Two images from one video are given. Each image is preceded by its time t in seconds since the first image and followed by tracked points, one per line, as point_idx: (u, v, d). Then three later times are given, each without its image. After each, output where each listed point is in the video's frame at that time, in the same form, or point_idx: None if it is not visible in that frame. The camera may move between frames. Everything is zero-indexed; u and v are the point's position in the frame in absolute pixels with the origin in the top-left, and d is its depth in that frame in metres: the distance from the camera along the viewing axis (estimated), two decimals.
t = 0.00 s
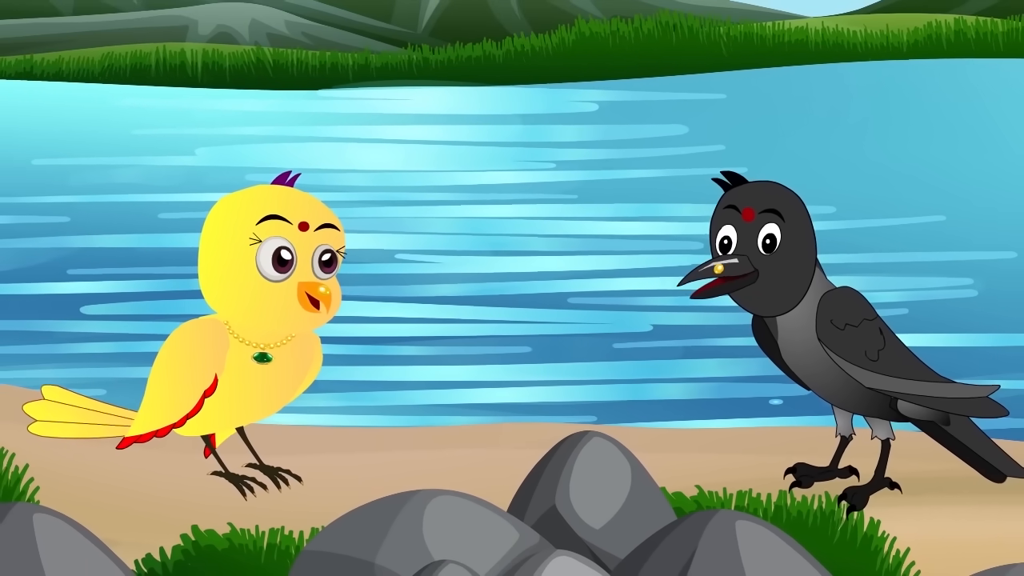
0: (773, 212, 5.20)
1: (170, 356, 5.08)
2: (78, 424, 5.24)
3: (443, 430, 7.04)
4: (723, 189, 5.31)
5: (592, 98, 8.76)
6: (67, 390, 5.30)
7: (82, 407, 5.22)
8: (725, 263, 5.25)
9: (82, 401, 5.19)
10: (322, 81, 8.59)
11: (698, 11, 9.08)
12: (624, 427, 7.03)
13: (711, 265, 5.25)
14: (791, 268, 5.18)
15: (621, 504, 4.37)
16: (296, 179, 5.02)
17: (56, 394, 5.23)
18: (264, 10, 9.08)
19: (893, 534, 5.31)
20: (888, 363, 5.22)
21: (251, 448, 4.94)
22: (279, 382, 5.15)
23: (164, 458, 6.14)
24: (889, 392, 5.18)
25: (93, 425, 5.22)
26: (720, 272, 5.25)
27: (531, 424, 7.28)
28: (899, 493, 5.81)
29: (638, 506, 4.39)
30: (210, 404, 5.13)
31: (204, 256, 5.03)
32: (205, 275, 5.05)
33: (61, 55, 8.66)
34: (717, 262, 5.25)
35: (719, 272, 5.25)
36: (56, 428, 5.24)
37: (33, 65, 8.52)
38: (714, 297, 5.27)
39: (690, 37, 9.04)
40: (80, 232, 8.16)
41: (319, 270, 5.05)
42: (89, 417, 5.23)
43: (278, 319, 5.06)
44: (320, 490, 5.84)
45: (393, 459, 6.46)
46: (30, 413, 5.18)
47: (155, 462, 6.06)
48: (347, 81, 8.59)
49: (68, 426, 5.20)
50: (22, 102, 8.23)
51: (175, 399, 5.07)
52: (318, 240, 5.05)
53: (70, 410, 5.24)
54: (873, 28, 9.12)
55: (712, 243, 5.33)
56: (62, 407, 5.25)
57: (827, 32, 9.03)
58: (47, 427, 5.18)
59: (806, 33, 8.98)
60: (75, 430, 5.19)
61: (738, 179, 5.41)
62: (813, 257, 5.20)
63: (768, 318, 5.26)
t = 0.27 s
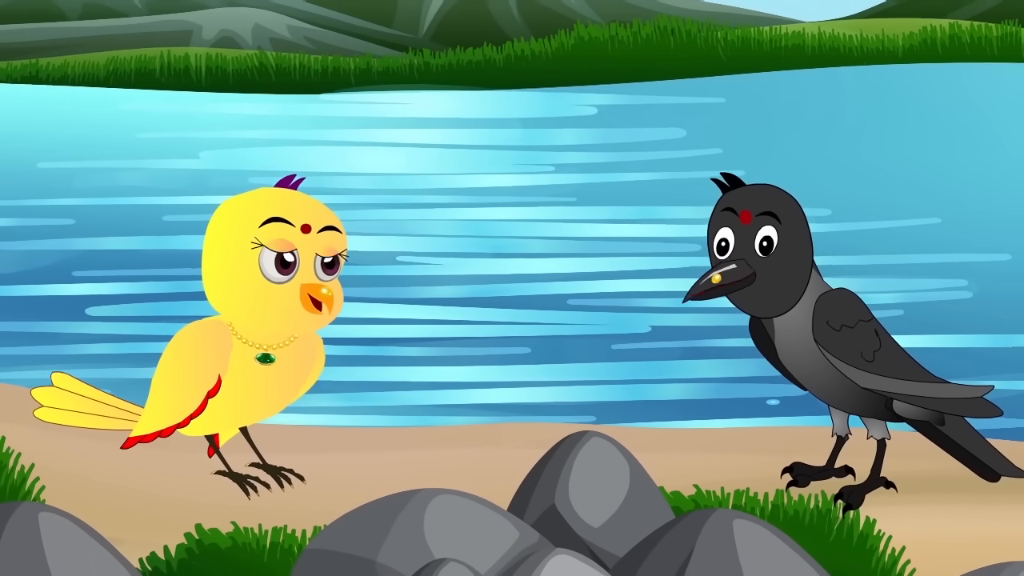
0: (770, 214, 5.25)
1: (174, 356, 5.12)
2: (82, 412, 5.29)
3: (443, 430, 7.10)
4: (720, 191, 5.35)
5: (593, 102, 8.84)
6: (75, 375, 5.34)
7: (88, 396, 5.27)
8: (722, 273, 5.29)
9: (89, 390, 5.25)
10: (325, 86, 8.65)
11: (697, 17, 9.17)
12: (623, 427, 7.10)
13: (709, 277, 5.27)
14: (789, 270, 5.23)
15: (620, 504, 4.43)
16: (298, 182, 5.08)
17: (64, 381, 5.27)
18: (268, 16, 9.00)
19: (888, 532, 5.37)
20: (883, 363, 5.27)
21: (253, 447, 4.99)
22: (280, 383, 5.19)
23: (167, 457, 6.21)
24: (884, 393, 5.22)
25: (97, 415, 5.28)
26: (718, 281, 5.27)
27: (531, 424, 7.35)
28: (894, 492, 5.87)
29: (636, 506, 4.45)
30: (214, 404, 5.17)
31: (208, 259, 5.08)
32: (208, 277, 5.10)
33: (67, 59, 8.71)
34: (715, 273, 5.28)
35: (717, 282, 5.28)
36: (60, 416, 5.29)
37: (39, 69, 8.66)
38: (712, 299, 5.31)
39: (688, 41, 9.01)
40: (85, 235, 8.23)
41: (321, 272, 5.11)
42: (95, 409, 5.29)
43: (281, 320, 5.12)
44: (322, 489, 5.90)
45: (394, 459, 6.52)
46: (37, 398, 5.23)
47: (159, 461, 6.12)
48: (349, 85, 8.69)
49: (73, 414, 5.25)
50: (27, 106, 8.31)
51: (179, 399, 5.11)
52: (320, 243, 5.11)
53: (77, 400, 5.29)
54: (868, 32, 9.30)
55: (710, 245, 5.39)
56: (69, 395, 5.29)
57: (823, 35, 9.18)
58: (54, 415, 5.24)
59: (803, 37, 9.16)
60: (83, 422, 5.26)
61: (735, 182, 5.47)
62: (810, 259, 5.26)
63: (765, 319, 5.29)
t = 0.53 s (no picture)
0: (767, 217, 5.32)
1: (179, 357, 5.16)
2: (93, 404, 5.35)
3: (444, 430, 7.17)
4: (718, 194, 5.40)
5: (591, 105, 9.04)
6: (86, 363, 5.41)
7: (98, 388, 5.34)
8: (719, 269, 5.34)
9: (100, 381, 5.32)
10: (326, 89, 8.69)
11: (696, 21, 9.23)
12: (622, 427, 7.17)
13: (708, 269, 5.33)
14: (785, 272, 5.29)
15: (618, 503, 4.49)
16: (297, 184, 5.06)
17: (74, 370, 5.33)
18: (269, 19, 9.27)
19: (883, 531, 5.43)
20: (879, 364, 5.32)
21: (256, 447, 5.05)
22: (283, 384, 5.25)
23: (171, 456, 6.27)
24: (879, 394, 5.28)
25: (106, 408, 5.34)
26: (716, 277, 5.33)
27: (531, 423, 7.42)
28: (890, 492, 5.93)
29: (634, 505, 4.52)
30: (218, 404, 5.24)
31: (211, 261, 5.10)
32: (212, 279, 5.13)
33: (72, 63, 8.92)
34: (713, 267, 5.33)
35: (714, 278, 5.33)
36: (71, 406, 5.35)
37: (44, 74, 8.66)
38: (709, 300, 5.37)
39: (687, 46, 9.01)
40: (90, 237, 8.30)
41: (324, 274, 5.12)
42: (101, 400, 5.35)
43: (284, 321, 5.16)
44: (324, 489, 5.96)
45: (395, 458, 6.58)
46: (46, 383, 5.32)
47: (163, 460, 6.18)
48: (351, 88, 8.70)
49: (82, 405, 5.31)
50: (32, 109, 8.38)
51: (184, 399, 5.17)
52: (322, 245, 5.11)
53: (84, 389, 5.36)
54: (864, 37, 9.49)
55: (707, 246, 5.44)
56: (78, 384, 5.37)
57: (820, 40, 9.22)
58: (59, 401, 5.32)
59: (800, 42, 9.17)
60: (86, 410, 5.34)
61: (732, 184, 5.53)
62: (806, 260, 5.31)
63: (762, 319, 5.35)
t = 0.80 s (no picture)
0: (764, 219, 5.36)
1: (182, 358, 5.20)
2: (97, 405, 5.40)
3: (445, 430, 7.24)
4: (716, 197, 5.46)
5: (590, 109, 9.12)
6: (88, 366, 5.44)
7: (101, 389, 5.40)
8: (717, 270, 5.39)
9: (103, 381, 5.37)
10: (329, 92, 8.78)
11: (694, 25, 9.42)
12: (621, 427, 7.23)
13: (705, 270, 5.38)
14: (782, 273, 5.33)
15: (617, 502, 4.55)
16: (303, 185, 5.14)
17: (79, 372, 5.36)
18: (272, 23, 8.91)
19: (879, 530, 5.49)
20: (875, 365, 5.37)
21: (259, 447, 5.11)
22: (286, 386, 5.30)
23: (175, 455, 6.34)
24: (875, 395, 5.33)
25: (111, 409, 5.39)
26: (713, 278, 5.38)
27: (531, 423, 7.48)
28: (885, 491, 5.99)
29: (632, 504, 4.58)
30: (221, 404, 5.27)
31: (214, 262, 5.14)
32: (215, 280, 5.17)
33: (76, 68, 8.95)
34: (710, 268, 5.38)
35: (711, 278, 5.38)
36: (75, 407, 5.40)
37: (49, 77, 8.70)
38: (706, 301, 5.43)
39: (684, 50, 9.33)
40: (96, 239, 8.38)
41: (326, 275, 5.17)
42: (105, 401, 5.39)
43: (286, 322, 5.19)
44: (327, 488, 6.03)
45: (396, 458, 6.65)
46: (50, 386, 5.34)
47: (167, 460, 6.25)
48: (353, 93, 8.82)
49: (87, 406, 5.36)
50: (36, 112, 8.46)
51: (187, 400, 5.21)
52: (324, 247, 5.17)
53: (88, 390, 5.39)
54: (860, 41, 9.49)
55: (705, 249, 5.49)
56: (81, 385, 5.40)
57: (816, 44, 9.28)
58: (64, 403, 5.34)
59: (796, 46, 9.23)
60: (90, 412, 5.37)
61: (729, 188, 5.58)
62: (803, 262, 5.35)
63: (759, 321, 5.39)
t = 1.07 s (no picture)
0: (761, 221, 5.41)
1: (186, 358, 5.24)
2: (100, 411, 5.44)
3: (446, 429, 7.31)
4: (713, 199, 5.51)
5: (589, 112, 9.16)
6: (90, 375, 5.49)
7: (102, 394, 5.42)
8: (716, 278, 5.43)
9: (104, 387, 5.40)
10: (332, 96, 9.07)
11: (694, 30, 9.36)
12: (621, 427, 7.30)
13: (703, 279, 5.42)
14: (779, 275, 5.37)
15: (616, 501, 4.62)
16: (304, 188, 5.17)
17: (81, 380, 5.40)
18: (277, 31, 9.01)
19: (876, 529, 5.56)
20: (871, 365, 5.42)
21: (262, 447, 5.17)
22: (289, 385, 5.32)
23: (179, 455, 6.42)
24: (871, 395, 5.38)
25: (114, 414, 5.43)
26: (712, 286, 5.43)
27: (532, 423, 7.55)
28: (882, 490, 6.06)
29: (631, 503, 4.64)
30: (225, 405, 5.30)
31: (218, 264, 5.19)
32: (219, 282, 5.21)
33: (81, 71, 9.02)
34: (709, 276, 5.43)
35: (709, 286, 5.43)
36: (79, 415, 5.44)
37: (55, 81, 8.94)
38: (705, 303, 5.49)
39: (682, 54, 9.28)
40: (101, 241, 8.50)
41: (328, 277, 5.20)
42: (108, 407, 5.42)
43: (289, 323, 5.23)
44: (329, 487, 6.09)
45: (397, 457, 6.71)
46: (53, 396, 5.37)
47: (171, 459, 6.32)
48: (355, 97, 9.04)
49: (90, 413, 5.39)
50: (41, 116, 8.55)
51: (191, 401, 5.25)
52: (326, 248, 5.20)
53: (91, 398, 5.43)
54: (856, 46, 9.48)
55: (703, 251, 5.53)
56: (84, 394, 5.44)
57: (813, 49, 9.33)
58: (67, 412, 5.38)
59: (794, 50, 9.30)
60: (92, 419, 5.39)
61: (727, 190, 5.62)
62: (800, 264, 5.40)
63: (757, 322, 5.44)
